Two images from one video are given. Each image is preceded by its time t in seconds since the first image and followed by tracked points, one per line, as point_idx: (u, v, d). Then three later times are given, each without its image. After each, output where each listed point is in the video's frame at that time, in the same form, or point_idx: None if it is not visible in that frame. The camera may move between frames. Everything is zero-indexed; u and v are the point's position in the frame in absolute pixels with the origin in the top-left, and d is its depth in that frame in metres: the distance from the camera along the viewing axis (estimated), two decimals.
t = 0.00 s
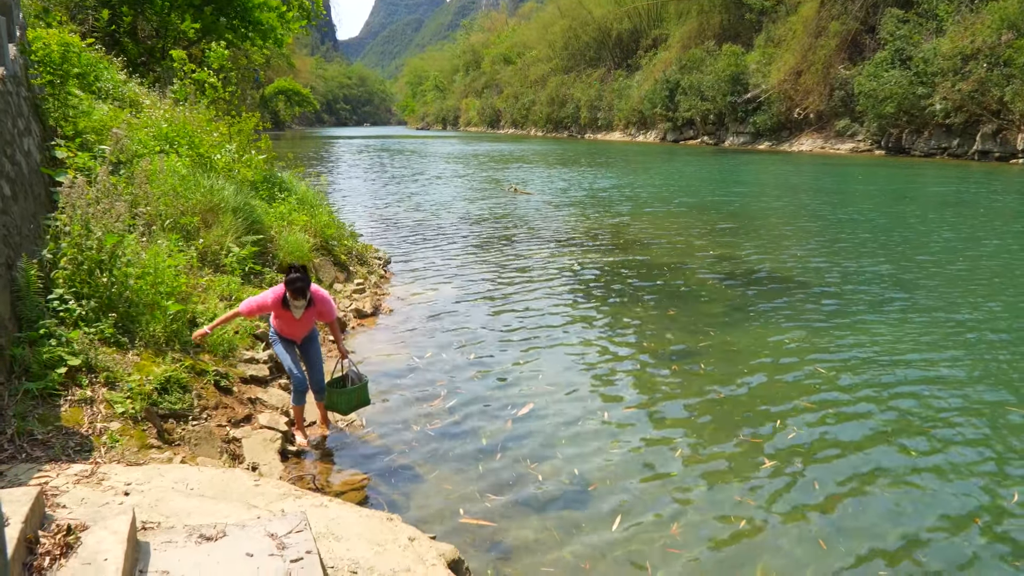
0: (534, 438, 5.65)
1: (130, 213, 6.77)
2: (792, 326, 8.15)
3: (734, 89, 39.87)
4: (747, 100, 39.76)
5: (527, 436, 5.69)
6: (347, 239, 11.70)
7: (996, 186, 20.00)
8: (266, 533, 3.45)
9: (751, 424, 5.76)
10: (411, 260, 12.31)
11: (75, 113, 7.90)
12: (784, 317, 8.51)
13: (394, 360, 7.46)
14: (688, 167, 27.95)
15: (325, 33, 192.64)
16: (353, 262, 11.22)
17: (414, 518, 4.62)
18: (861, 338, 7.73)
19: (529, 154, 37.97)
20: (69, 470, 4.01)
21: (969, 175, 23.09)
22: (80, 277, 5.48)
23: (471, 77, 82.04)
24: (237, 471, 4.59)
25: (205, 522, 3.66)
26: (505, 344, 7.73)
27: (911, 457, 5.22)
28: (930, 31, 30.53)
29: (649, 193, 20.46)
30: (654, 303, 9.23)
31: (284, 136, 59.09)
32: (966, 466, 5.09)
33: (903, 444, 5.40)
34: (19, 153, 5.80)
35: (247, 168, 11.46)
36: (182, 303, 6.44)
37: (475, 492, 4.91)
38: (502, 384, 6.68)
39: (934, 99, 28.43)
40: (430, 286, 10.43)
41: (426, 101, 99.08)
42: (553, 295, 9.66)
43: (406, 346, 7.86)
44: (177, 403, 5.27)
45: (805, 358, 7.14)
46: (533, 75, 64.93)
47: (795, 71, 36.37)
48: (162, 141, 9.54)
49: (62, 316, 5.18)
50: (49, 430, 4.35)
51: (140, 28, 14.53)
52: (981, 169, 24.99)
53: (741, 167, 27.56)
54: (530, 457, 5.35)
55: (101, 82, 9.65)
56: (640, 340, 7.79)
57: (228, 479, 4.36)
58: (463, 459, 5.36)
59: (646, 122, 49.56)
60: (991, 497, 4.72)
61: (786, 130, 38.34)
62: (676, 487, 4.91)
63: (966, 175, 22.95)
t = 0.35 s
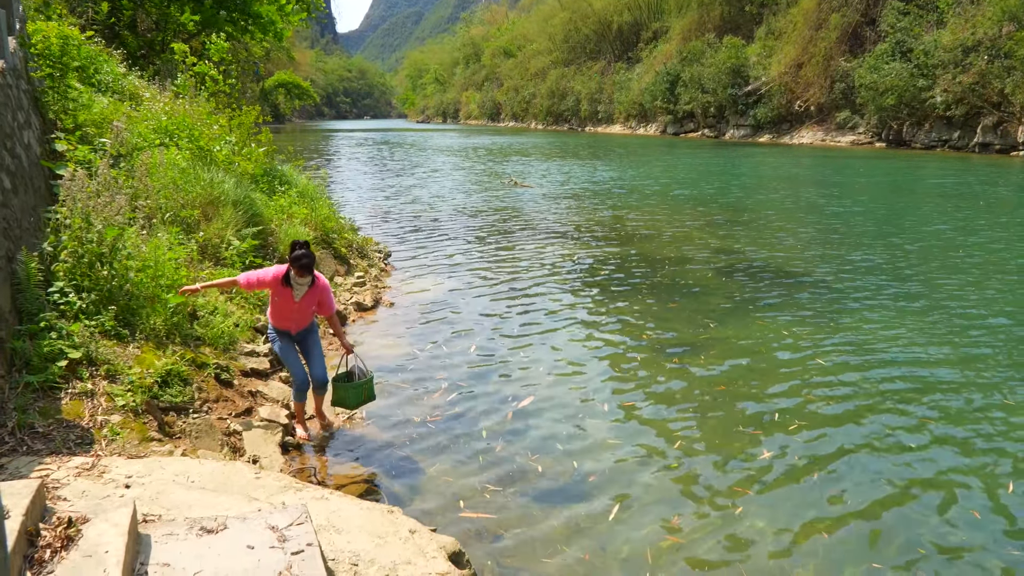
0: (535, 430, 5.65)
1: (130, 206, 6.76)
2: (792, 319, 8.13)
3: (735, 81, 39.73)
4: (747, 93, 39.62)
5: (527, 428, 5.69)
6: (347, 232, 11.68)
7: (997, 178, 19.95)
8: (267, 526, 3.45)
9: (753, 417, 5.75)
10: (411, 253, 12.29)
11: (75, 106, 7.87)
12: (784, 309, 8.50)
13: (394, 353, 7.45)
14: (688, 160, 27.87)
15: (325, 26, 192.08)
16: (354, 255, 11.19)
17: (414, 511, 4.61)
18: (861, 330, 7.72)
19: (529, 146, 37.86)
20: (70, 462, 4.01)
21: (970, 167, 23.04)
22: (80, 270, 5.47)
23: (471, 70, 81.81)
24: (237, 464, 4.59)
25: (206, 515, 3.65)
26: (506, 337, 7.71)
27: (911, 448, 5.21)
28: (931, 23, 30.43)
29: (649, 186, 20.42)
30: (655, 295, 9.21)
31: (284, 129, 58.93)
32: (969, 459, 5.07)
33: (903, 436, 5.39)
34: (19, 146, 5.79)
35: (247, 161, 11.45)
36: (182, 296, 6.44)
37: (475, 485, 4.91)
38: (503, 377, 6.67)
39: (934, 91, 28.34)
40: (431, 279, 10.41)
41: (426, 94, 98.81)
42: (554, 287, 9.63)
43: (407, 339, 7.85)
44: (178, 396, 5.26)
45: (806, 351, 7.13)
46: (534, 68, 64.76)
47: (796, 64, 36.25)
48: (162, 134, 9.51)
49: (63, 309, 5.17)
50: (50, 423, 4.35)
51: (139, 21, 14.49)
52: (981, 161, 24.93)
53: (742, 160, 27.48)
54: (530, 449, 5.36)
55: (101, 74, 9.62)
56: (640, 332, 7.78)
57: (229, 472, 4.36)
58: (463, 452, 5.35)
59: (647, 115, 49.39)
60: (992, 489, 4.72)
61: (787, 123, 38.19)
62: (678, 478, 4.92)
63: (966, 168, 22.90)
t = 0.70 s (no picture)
0: (534, 424, 5.65)
1: (130, 201, 6.75)
2: (792, 312, 8.12)
3: (736, 75, 39.61)
4: (748, 87, 39.50)
5: (526, 422, 5.69)
6: (348, 226, 11.66)
7: (998, 172, 19.89)
8: (268, 519, 3.45)
9: (753, 410, 5.75)
10: (413, 247, 12.27)
11: (76, 100, 7.84)
12: (784, 303, 8.49)
13: (395, 346, 7.45)
14: (689, 153, 27.80)
15: (325, 20, 191.92)
16: (355, 249, 11.19)
17: (414, 504, 4.62)
18: (861, 324, 7.72)
19: (530, 141, 37.77)
20: (71, 456, 4.02)
21: (971, 160, 22.98)
22: (81, 264, 5.46)
23: (471, 65, 81.62)
24: (239, 458, 4.60)
25: (207, 509, 3.66)
26: (506, 331, 7.71)
27: (912, 442, 5.21)
28: (932, 16, 30.34)
29: (650, 179, 20.36)
30: (655, 289, 9.20)
31: (285, 123, 58.83)
32: (969, 453, 5.06)
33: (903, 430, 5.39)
34: (19, 140, 5.78)
35: (248, 155, 11.42)
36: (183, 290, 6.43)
37: (475, 478, 4.92)
38: (503, 371, 6.67)
39: (936, 84, 28.25)
40: (432, 273, 10.39)
41: (426, 88, 98.58)
42: (554, 282, 9.62)
43: (407, 333, 7.84)
44: (179, 390, 5.26)
45: (807, 344, 7.12)
46: (534, 62, 64.59)
47: (797, 57, 36.15)
48: (163, 129, 9.50)
49: (63, 303, 5.17)
50: (52, 417, 4.35)
51: (139, 15, 14.44)
52: (982, 155, 24.87)
53: (743, 154, 27.40)
54: (529, 443, 5.36)
55: (101, 68, 9.60)
56: (640, 326, 7.78)
57: (230, 466, 4.36)
58: (463, 445, 5.36)
59: (648, 109, 49.24)
60: (992, 483, 4.72)
61: (788, 116, 38.05)
62: (677, 471, 4.93)
63: (967, 161, 22.86)
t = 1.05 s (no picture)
0: (535, 419, 5.65)
1: (131, 196, 6.73)
2: (793, 308, 8.12)
3: (736, 70, 39.53)
4: (749, 82, 39.42)
5: (527, 417, 5.69)
6: (348, 222, 11.65)
7: (999, 167, 19.87)
8: (269, 515, 3.45)
9: (751, 405, 5.76)
10: (413, 243, 12.26)
11: (76, 96, 7.82)
12: (785, 298, 8.48)
13: (395, 342, 7.45)
14: (690, 149, 27.75)
15: (325, 16, 191.55)
16: (355, 244, 11.18)
17: (415, 500, 4.62)
18: (862, 319, 7.71)
19: (530, 136, 37.68)
20: (72, 451, 4.02)
21: (972, 155, 22.94)
22: (82, 260, 5.45)
23: (472, 60, 81.42)
24: (239, 453, 4.60)
25: (208, 504, 3.66)
26: (506, 326, 7.70)
27: (911, 437, 5.21)
28: (934, 11, 30.26)
29: (650, 175, 20.32)
30: (656, 284, 9.18)
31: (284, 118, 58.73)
32: (967, 447, 5.07)
33: (903, 425, 5.39)
34: (20, 135, 5.76)
35: (248, 151, 11.40)
36: (184, 285, 6.43)
37: (475, 473, 4.92)
38: (504, 366, 6.67)
39: (937, 79, 28.18)
40: (432, 269, 10.38)
41: (426, 84, 98.35)
42: (555, 277, 9.61)
43: (408, 328, 7.84)
44: (180, 385, 5.27)
45: (808, 340, 7.11)
46: (535, 57, 64.43)
47: (797, 52, 36.05)
48: (163, 124, 9.49)
49: (64, 299, 5.16)
50: (53, 412, 4.35)
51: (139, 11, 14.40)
52: (983, 150, 24.82)
53: (744, 149, 27.34)
54: (530, 438, 5.36)
55: (101, 64, 9.57)
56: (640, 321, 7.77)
57: (232, 461, 4.37)
58: (464, 441, 5.35)
59: (648, 104, 49.12)
60: (989, 476, 4.73)
61: (788, 112, 37.95)
62: (676, 465, 4.94)
63: (968, 156, 22.82)
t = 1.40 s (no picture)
0: (536, 416, 5.64)
1: (132, 193, 6.73)
2: (794, 305, 8.10)
3: (738, 67, 39.44)
4: (750, 79, 39.33)
5: (528, 414, 5.68)
6: (350, 219, 11.65)
7: (1000, 163, 19.83)
8: (271, 512, 3.45)
9: (751, 402, 5.75)
10: (414, 240, 12.26)
11: (77, 93, 7.81)
12: (786, 295, 8.47)
13: (396, 339, 7.44)
14: (692, 146, 27.69)
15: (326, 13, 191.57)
16: (356, 242, 11.18)
17: (416, 497, 4.62)
18: (863, 315, 7.70)
19: (532, 134, 37.61)
20: (74, 449, 4.01)
21: (974, 152, 22.89)
22: (83, 257, 5.44)
23: (473, 57, 81.27)
24: (241, 450, 4.60)
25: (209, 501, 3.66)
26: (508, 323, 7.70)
27: (912, 434, 5.20)
28: (935, 8, 30.12)
29: (652, 172, 20.28)
30: (657, 281, 9.17)
31: (286, 116, 58.70)
32: (968, 443, 5.06)
33: (904, 421, 5.38)
34: (21, 133, 5.75)
35: (249, 148, 11.39)
36: (185, 283, 6.44)
37: (476, 470, 4.91)
38: (505, 363, 6.66)
39: (939, 76, 28.08)
40: (434, 266, 10.38)
41: (427, 81, 98.21)
42: (557, 274, 9.60)
43: (409, 325, 7.84)
44: (181, 382, 5.27)
45: (809, 336, 7.10)
46: (536, 54, 64.29)
47: (799, 49, 35.94)
48: (164, 122, 9.48)
49: (65, 296, 5.15)
50: (54, 410, 4.35)
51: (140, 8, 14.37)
52: (985, 147, 24.77)
53: (745, 146, 27.28)
54: (531, 435, 5.35)
55: (102, 61, 9.55)
56: (641, 318, 7.76)
57: (233, 458, 4.36)
58: (465, 438, 5.35)
59: (649, 101, 48.99)
60: (988, 472, 4.73)
61: (790, 109, 37.84)
62: (676, 461, 4.94)
63: (969, 153, 22.78)
